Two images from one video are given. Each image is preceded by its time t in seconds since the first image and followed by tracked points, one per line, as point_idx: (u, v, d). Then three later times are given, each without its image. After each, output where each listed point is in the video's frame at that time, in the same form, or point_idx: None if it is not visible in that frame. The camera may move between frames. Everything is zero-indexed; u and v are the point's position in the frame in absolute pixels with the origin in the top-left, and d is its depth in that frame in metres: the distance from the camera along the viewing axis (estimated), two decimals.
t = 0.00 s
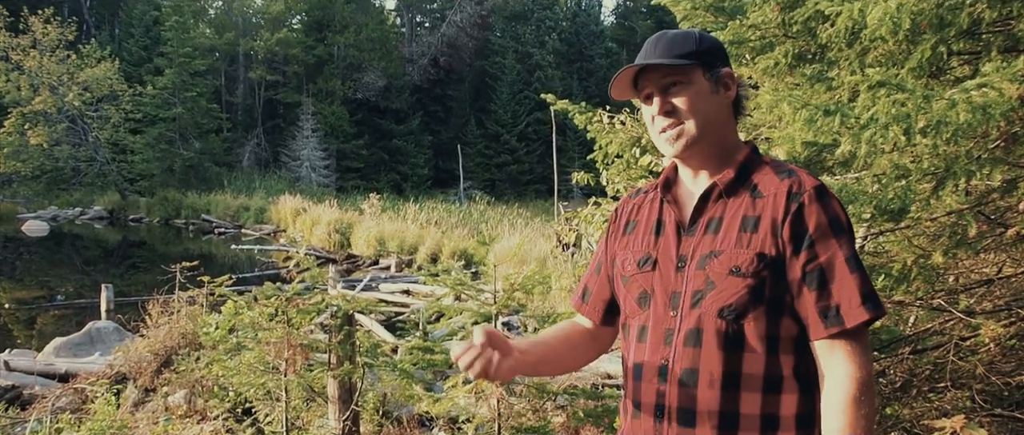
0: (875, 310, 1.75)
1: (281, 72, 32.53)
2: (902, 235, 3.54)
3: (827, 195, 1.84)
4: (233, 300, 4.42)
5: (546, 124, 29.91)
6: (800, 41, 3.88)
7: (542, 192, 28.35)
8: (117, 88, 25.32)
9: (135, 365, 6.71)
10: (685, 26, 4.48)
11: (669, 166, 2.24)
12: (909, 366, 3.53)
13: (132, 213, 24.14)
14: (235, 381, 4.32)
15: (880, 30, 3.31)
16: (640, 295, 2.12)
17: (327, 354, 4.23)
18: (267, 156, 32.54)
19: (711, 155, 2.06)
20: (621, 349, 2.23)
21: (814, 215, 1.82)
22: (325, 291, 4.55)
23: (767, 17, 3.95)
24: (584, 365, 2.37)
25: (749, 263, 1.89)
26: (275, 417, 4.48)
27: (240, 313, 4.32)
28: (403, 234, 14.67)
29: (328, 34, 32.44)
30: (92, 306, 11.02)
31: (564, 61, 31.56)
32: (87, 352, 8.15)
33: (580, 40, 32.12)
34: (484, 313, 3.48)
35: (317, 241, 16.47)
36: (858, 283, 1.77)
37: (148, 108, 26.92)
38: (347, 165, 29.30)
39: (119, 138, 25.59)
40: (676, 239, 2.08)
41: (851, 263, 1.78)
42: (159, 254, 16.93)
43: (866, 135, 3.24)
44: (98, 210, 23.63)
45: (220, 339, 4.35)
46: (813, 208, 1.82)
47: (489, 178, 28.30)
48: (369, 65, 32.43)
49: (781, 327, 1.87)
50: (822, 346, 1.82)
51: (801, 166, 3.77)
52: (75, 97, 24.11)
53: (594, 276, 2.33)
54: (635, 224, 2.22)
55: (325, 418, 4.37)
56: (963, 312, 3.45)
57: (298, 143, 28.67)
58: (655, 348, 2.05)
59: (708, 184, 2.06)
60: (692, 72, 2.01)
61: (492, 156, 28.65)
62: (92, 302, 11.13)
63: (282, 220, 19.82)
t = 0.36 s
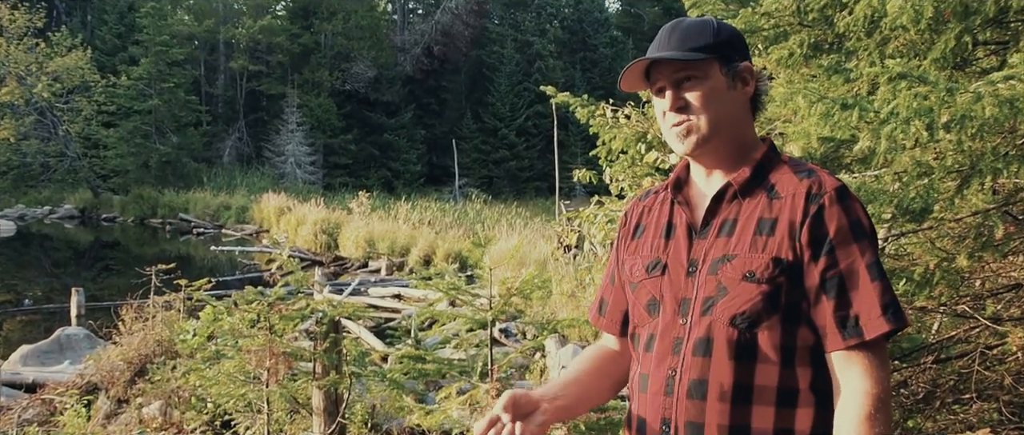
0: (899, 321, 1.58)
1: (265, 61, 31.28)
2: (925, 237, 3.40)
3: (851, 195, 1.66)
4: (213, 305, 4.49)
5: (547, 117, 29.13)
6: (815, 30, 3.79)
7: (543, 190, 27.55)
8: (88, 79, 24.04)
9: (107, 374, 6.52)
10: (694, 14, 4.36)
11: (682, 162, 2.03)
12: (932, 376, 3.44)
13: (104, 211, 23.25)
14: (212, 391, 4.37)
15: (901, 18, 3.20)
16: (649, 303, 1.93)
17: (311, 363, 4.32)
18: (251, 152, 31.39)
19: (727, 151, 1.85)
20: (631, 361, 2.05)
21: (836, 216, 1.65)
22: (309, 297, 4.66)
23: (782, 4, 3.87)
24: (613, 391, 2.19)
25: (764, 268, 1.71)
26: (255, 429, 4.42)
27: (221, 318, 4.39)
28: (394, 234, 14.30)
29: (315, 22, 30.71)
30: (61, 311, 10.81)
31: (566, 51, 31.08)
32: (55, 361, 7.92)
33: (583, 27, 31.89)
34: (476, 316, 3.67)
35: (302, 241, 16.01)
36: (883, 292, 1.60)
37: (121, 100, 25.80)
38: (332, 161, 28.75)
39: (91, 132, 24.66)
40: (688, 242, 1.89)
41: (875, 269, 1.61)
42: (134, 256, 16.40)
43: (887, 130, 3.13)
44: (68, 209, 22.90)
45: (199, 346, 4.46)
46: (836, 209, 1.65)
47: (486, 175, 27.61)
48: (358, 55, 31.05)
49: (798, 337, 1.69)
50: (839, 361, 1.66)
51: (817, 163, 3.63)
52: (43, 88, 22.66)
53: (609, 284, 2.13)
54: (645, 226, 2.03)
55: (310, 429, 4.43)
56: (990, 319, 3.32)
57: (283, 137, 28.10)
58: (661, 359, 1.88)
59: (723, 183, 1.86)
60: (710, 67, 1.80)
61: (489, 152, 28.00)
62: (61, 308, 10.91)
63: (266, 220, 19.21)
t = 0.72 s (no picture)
0: (915, 327, 1.42)
1: (245, 48, 30.76)
2: (946, 237, 3.25)
3: (863, 189, 1.51)
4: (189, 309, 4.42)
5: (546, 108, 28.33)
6: (831, 17, 3.69)
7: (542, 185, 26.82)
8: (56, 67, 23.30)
9: (76, 383, 6.19)
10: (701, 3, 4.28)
11: (691, 161, 1.92)
12: (955, 385, 3.32)
13: (73, 208, 22.57)
14: (187, 401, 4.30)
15: (923, 5, 3.10)
16: (653, 309, 1.81)
17: (294, 371, 4.16)
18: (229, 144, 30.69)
19: (733, 147, 1.74)
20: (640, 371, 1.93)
21: (843, 213, 1.50)
22: (293, 299, 4.54)
23: None
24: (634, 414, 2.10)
25: (768, 269, 1.57)
26: None
27: (195, 323, 4.31)
28: (383, 233, 13.98)
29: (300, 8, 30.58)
30: (26, 315, 10.19)
31: (566, 37, 30.89)
32: (19, 369, 7.64)
33: (584, 13, 32.04)
34: (469, 323, 3.52)
35: (286, 241, 15.55)
36: (896, 294, 1.44)
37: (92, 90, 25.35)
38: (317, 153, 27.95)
39: (60, 124, 24.16)
40: (692, 244, 1.76)
41: (888, 270, 1.45)
42: (107, 255, 15.60)
43: (906, 124, 2.97)
44: (34, 205, 22.29)
45: (174, 352, 4.40)
46: (843, 206, 1.50)
47: (482, 170, 26.78)
48: (346, 42, 30.29)
49: (806, 346, 1.54)
50: (854, 368, 1.50)
51: (832, 158, 3.40)
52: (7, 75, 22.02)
53: (620, 293, 2.03)
54: (653, 228, 1.91)
55: None
56: (1018, 325, 3.17)
57: (266, 129, 27.31)
58: (662, 369, 1.74)
59: (728, 179, 1.74)
60: (710, 53, 1.71)
61: (485, 145, 27.27)
62: (28, 311, 10.33)
63: (246, 217, 18.45)
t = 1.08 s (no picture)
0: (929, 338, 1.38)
1: (222, 37, 29.03)
2: (967, 241, 3.07)
3: (874, 193, 1.45)
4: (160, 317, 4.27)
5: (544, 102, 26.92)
6: (844, 6, 3.51)
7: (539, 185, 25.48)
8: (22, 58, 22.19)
9: (38, 396, 5.77)
10: None
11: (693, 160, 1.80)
12: (979, 396, 3.17)
13: (37, 208, 20.91)
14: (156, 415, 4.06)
15: None
16: (654, 319, 1.69)
17: (272, 383, 3.98)
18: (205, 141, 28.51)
19: (738, 145, 1.64)
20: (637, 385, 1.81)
21: (857, 218, 1.43)
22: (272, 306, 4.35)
23: None
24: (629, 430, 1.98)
25: (778, 278, 1.49)
26: None
27: (167, 331, 4.16)
28: (369, 234, 13.38)
29: None
30: None
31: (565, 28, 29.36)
32: None
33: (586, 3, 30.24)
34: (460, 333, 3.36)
35: (265, 244, 14.65)
36: (908, 303, 1.39)
37: (59, 82, 23.51)
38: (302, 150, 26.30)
39: (23, 117, 22.76)
40: (695, 250, 1.66)
41: (899, 276, 1.40)
42: (72, 257, 14.41)
43: (923, 122, 2.79)
44: None
45: (144, 362, 4.23)
46: (856, 210, 1.44)
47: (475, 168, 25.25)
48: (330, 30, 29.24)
49: (817, 357, 1.48)
50: (861, 378, 1.44)
51: (845, 157, 3.18)
52: None
53: (615, 303, 1.91)
54: (651, 234, 1.79)
55: None
56: None
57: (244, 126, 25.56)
58: (666, 382, 1.64)
59: (733, 180, 1.65)
60: (714, 45, 1.61)
61: (479, 141, 25.91)
62: None
63: (225, 217, 17.25)
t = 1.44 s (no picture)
0: (939, 359, 1.25)
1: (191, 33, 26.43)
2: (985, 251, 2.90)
3: (881, 201, 1.33)
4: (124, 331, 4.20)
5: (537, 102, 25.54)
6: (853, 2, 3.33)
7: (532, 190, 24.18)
8: None
9: None
10: None
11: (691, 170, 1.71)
12: (996, 416, 2.97)
13: None
14: None
15: None
16: (648, 337, 1.59)
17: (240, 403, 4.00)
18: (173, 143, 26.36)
19: (731, 151, 1.54)
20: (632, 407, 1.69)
21: (859, 228, 1.31)
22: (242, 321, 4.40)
23: None
24: None
25: (777, 294, 1.37)
26: None
27: (129, 347, 4.10)
28: (348, 244, 12.54)
29: None
30: None
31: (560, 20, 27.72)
32: None
33: None
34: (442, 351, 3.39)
35: (235, 254, 13.55)
36: (915, 322, 1.26)
37: (16, 80, 21.00)
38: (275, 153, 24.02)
39: None
40: (691, 263, 1.55)
41: (905, 293, 1.27)
42: (23, 266, 13.02)
43: (934, 126, 2.61)
44: None
45: (106, 380, 4.04)
46: (860, 220, 1.31)
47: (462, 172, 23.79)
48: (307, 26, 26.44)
49: (820, 378, 1.35)
50: (867, 402, 1.31)
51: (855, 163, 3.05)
52: None
53: (611, 319, 1.81)
54: (647, 245, 1.70)
55: None
56: None
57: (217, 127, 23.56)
58: (658, 405, 1.52)
59: (732, 187, 1.54)
60: (706, 44, 1.53)
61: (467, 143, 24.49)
62: None
63: (194, 224, 16.00)
